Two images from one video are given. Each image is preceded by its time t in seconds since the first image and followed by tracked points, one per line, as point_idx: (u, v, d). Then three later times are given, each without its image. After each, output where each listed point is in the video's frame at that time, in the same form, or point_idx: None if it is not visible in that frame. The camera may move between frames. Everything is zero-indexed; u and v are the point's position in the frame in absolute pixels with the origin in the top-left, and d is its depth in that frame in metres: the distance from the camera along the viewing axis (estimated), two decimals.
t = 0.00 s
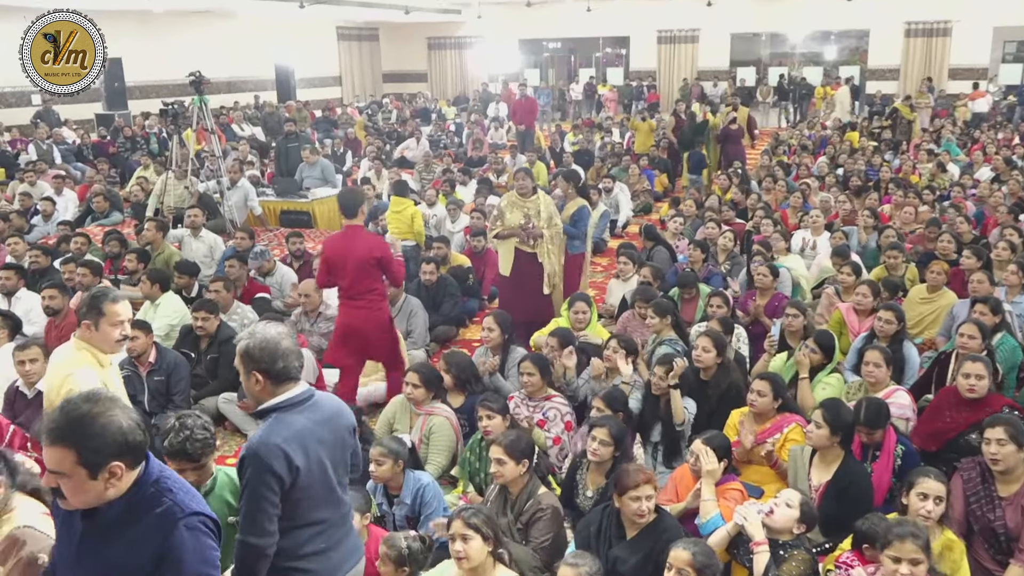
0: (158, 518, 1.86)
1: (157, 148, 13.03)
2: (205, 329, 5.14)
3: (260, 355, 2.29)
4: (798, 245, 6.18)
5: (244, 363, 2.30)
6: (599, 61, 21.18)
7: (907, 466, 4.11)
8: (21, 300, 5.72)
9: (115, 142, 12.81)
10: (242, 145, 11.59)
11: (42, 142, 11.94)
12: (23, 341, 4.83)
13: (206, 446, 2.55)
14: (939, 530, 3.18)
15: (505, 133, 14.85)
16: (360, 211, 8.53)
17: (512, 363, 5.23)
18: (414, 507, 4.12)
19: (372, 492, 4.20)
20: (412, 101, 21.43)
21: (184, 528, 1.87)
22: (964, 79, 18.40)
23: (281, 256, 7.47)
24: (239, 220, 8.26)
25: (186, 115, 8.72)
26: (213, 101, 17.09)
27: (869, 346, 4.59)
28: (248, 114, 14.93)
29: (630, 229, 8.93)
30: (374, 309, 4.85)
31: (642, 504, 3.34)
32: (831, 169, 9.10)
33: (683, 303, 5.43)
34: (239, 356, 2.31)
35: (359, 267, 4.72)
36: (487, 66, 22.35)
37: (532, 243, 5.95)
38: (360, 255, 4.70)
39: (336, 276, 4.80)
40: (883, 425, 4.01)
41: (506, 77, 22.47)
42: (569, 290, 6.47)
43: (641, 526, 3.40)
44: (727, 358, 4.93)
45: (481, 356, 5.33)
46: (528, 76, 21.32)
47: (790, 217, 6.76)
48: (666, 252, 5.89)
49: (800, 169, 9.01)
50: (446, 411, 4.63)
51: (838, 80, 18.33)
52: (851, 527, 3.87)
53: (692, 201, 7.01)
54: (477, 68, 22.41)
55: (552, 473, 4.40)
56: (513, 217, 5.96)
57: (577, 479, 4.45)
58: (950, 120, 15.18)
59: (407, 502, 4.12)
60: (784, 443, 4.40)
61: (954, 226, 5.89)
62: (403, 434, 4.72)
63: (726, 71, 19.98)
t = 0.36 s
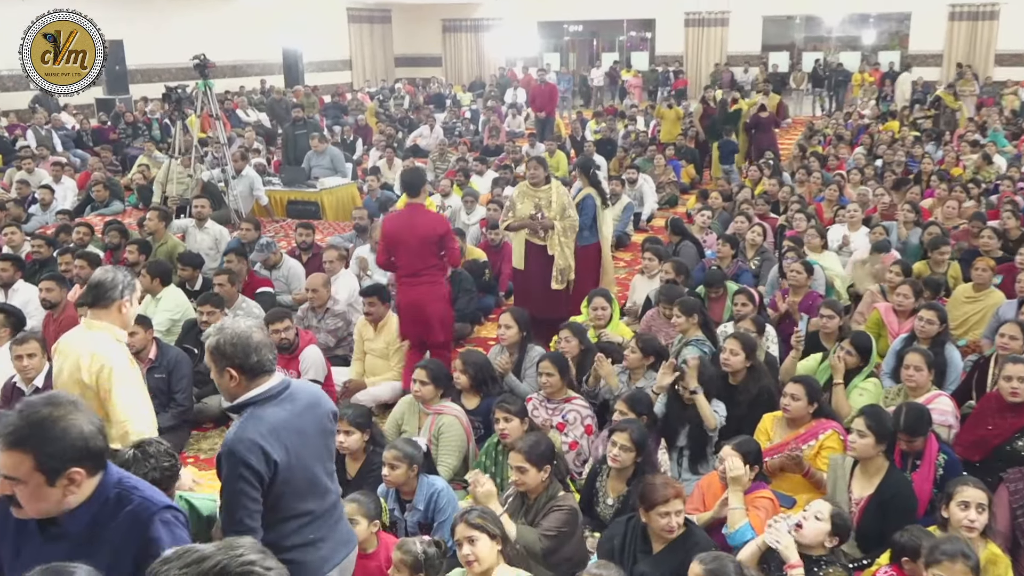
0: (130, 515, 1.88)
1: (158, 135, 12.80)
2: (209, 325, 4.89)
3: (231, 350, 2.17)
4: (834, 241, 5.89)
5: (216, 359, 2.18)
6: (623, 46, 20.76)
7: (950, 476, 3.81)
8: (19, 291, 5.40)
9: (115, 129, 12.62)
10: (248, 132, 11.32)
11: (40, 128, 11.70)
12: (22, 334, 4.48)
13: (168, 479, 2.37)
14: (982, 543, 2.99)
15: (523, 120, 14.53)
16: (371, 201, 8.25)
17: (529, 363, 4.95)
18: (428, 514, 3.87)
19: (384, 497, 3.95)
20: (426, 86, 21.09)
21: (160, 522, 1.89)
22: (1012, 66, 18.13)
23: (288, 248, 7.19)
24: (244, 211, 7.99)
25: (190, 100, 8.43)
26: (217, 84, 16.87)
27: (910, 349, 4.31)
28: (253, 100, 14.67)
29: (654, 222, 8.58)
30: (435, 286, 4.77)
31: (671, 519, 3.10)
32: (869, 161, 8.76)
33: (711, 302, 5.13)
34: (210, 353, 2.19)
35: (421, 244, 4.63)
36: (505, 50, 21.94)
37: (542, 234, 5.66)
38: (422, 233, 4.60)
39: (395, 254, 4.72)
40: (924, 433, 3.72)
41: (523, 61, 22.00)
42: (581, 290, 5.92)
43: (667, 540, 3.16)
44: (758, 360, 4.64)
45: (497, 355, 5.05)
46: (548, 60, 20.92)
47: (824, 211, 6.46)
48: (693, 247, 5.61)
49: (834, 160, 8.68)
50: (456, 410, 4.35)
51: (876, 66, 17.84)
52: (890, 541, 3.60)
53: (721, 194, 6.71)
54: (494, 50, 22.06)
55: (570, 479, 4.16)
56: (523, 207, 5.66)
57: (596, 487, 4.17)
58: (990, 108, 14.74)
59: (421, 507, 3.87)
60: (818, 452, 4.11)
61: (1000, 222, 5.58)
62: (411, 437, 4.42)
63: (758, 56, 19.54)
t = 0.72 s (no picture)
0: (28, 516, 2.00)
1: (167, 122, 12.62)
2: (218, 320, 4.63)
3: (233, 326, 2.29)
4: (877, 238, 5.63)
5: (216, 334, 2.29)
6: (654, 31, 20.33)
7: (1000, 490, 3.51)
8: (24, 283, 5.14)
9: (124, 115, 12.44)
10: (261, 120, 11.08)
11: (48, 113, 11.60)
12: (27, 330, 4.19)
13: (209, 491, 2.14)
14: None
15: (547, 108, 14.22)
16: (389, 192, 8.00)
17: (552, 362, 4.67)
18: (447, 521, 3.64)
19: (401, 503, 3.72)
20: (445, 73, 20.78)
21: (60, 520, 2.02)
22: None
23: (301, 241, 6.97)
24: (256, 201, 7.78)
25: (202, 86, 8.21)
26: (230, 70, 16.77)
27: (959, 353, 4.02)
28: (264, 85, 14.54)
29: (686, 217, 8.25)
30: (484, 269, 4.89)
31: (704, 527, 2.86)
32: (915, 153, 8.42)
33: (745, 302, 4.88)
34: (208, 327, 2.29)
35: (473, 226, 4.78)
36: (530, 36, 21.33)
37: (555, 227, 5.39)
38: (475, 216, 4.76)
39: (448, 236, 4.85)
40: (974, 444, 3.40)
41: (551, 48, 21.59)
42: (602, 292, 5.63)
43: (696, 549, 2.92)
44: (795, 363, 4.33)
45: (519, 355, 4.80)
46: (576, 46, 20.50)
47: (867, 207, 6.18)
48: (728, 244, 5.37)
49: (876, 152, 8.36)
50: (477, 413, 4.11)
51: (924, 53, 17.20)
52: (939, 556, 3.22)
53: (757, 187, 6.43)
54: (518, 34, 21.80)
55: (591, 486, 3.75)
56: (536, 200, 5.38)
57: (617, 496, 3.76)
58: None
59: (440, 515, 3.64)
60: (862, 462, 3.76)
61: None
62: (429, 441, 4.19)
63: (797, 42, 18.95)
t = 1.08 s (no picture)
0: (6, 529, 1.90)
1: (186, 115, 12.53)
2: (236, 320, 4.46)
3: (230, 308, 2.41)
4: (918, 240, 5.44)
5: (214, 313, 2.42)
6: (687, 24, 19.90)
7: None
8: (41, 281, 5.02)
9: (143, 108, 12.34)
10: (284, 115, 10.97)
11: (65, 107, 11.62)
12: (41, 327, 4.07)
13: (320, 513, 2.00)
14: None
15: (575, 104, 13.99)
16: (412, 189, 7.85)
17: (582, 368, 4.52)
18: (469, 528, 3.49)
19: (421, 510, 3.57)
20: (470, 67, 20.57)
21: (38, 536, 1.91)
22: None
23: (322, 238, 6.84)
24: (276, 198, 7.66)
25: (222, 80, 8.09)
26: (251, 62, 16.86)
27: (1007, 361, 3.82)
28: (286, 79, 14.49)
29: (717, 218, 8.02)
30: (526, 256, 4.79)
31: (740, 539, 2.70)
32: (958, 152, 8.15)
33: (780, 306, 4.72)
34: (207, 308, 2.42)
35: (515, 213, 4.70)
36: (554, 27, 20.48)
37: (579, 228, 5.20)
38: (517, 202, 4.69)
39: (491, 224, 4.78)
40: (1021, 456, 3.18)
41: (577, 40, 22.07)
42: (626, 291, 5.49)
43: (725, 557, 2.76)
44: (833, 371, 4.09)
45: (547, 358, 4.66)
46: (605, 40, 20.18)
47: (908, 208, 5.98)
48: (762, 245, 5.21)
49: (917, 151, 8.11)
50: (504, 419, 3.99)
51: (969, 47, 16.59)
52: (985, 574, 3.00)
53: (793, 186, 6.24)
54: (546, 29, 21.88)
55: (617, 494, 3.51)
56: (560, 198, 5.16)
57: (645, 505, 3.51)
58: None
59: (462, 522, 3.49)
60: (900, 474, 3.49)
61: None
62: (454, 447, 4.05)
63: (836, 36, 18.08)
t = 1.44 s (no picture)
0: (21, 530, 1.82)
1: (219, 115, 12.66)
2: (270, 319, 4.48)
3: (187, 297, 2.36)
4: (955, 245, 5.38)
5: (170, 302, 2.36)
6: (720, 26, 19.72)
7: None
8: (77, 279, 5.08)
9: (179, 109, 12.47)
10: (317, 116, 11.05)
11: (102, 107, 11.79)
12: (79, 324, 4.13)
13: (395, 530, 2.03)
14: None
15: (607, 106, 13.93)
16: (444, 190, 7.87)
17: (616, 372, 4.51)
18: (500, 529, 3.49)
19: (452, 511, 3.58)
20: (501, 68, 20.58)
21: (53, 538, 1.82)
22: None
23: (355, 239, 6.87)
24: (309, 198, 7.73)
25: (257, 81, 8.15)
26: (284, 63, 17.02)
27: None
28: (319, 80, 14.61)
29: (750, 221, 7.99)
30: (579, 243, 5.09)
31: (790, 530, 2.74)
32: (997, 155, 8.04)
33: (814, 309, 4.69)
34: (168, 298, 2.37)
35: (569, 204, 4.97)
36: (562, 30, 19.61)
37: (615, 231, 5.18)
38: (571, 193, 4.95)
39: (545, 213, 5.05)
40: None
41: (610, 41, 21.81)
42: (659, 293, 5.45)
43: (770, 551, 2.79)
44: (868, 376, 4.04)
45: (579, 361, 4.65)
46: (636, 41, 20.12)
47: (944, 212, 5.92)
48: (796, 248, 5.17)
49: (954, 154, 8.00)
50: (534, 421, 3.98)
51: (1008, 49, 16.31)
52: None
53: (828, 189, 6.19)
54: (580, 30, 21.66)
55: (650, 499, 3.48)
56: (600, 201, 5.19)
57: (680, 510, 3.49)
58: None
59: (492, 523, 3.49)
60: (933, 478, 3.42)
61: None
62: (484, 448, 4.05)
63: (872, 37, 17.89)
